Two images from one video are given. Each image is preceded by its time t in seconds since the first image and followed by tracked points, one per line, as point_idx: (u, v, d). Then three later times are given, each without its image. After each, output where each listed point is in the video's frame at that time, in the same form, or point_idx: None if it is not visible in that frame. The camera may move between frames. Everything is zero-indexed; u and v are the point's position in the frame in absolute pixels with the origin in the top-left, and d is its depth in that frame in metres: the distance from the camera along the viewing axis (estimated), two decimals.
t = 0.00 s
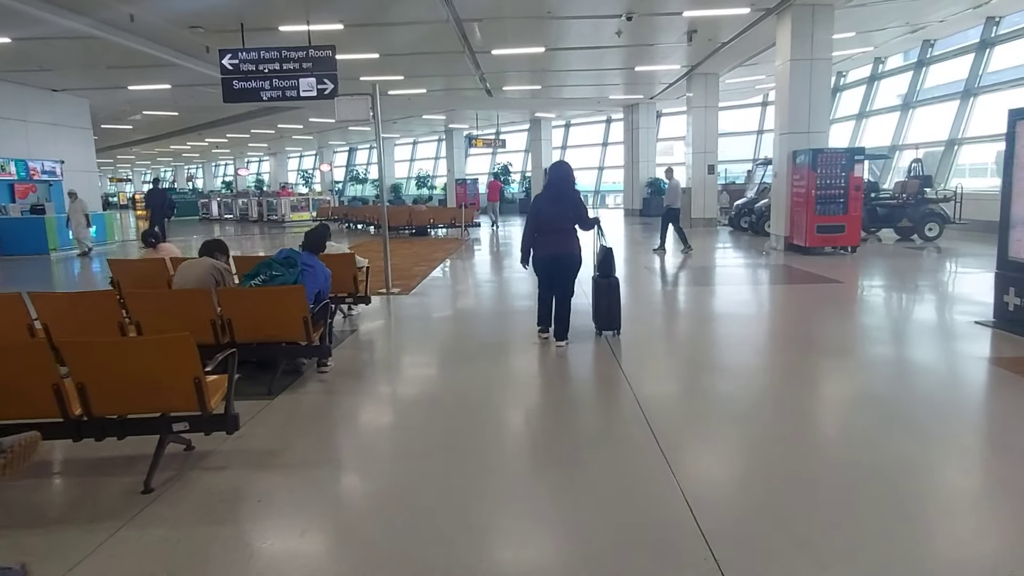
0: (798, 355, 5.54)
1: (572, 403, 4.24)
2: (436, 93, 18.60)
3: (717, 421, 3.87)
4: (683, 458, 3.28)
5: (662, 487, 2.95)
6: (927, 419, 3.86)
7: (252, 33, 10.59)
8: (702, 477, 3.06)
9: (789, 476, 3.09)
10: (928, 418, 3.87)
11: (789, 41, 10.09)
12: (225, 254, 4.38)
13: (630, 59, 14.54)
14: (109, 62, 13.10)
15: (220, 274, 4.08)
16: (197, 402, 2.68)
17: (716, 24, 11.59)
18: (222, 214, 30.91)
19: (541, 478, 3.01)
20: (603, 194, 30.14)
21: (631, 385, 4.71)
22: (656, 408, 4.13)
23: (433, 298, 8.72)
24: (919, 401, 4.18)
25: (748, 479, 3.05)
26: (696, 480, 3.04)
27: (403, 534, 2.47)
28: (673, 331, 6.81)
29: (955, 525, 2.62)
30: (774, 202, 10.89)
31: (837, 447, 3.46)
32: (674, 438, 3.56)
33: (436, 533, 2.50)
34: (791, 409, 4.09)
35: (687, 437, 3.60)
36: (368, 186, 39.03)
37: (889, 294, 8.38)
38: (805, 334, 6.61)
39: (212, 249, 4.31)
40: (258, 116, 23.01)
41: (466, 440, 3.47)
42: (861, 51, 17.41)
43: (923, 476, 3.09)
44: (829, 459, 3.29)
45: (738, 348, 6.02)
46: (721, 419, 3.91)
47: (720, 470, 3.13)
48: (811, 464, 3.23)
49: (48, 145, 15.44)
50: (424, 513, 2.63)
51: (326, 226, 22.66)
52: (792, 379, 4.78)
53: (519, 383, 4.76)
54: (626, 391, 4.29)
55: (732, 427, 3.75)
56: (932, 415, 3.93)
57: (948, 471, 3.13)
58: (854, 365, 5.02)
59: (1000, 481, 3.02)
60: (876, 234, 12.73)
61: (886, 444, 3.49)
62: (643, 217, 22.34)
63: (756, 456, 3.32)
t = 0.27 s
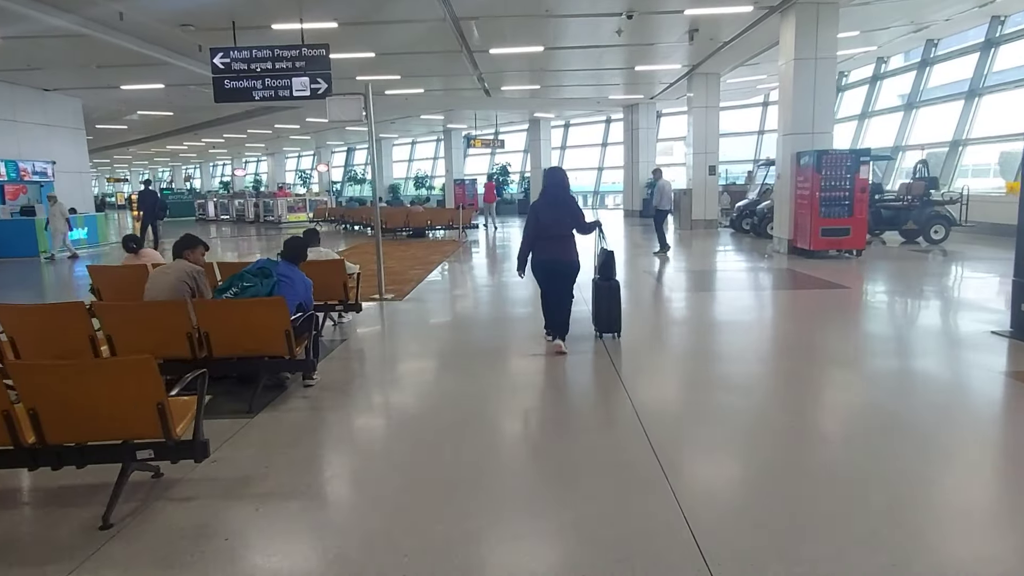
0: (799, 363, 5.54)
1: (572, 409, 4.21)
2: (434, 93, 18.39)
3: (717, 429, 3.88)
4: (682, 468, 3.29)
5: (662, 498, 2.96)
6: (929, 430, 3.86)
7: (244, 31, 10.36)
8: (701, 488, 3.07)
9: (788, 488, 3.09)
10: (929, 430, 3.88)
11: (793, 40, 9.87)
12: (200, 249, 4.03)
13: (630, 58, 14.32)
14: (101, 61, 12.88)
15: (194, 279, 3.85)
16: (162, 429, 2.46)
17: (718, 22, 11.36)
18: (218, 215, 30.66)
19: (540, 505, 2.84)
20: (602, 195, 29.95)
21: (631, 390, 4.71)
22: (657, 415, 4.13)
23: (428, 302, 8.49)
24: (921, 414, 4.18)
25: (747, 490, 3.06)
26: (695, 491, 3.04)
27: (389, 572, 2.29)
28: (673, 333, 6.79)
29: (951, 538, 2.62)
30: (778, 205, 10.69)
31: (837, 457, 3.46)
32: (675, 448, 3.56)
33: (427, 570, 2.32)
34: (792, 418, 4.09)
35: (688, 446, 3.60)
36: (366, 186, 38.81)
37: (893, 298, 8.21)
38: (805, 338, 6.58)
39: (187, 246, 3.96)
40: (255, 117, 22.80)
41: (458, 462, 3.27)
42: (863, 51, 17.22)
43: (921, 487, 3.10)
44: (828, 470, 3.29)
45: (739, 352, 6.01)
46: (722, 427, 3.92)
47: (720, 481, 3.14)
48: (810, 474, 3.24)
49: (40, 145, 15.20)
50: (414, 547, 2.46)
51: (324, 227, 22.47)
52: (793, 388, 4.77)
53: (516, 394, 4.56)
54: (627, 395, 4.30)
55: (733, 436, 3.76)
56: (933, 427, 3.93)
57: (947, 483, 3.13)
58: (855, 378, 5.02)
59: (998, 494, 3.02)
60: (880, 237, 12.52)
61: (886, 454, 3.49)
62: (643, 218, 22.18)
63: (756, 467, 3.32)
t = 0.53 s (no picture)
0: (802, 364, 5.46)
1: (573, 406, 4.11)
2: (432, 90, 18.15)
3: (721, 425, 3.80)
4: (686, 462, 3.20)
5: (663, 491, 2.88)
6: (939, 432, 3.77)
7: (236, 25, 10.12)
8: (704, 481, 2.99)
9: (793, 481, 3.01)
10: (938, 431, 3.79)
11: (798, 34, 9.63)
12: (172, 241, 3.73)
13: (630, 55, 14.08)
14: (91, 57, 12.64)
15: (167, 278, 3.61)
16: (120, 448, 2.23)
17: (722, 17, 11.13)
18: (214, 214, 30.39)
19: (539, 518, 2.63)
20: (602, 194, 29.71)
21: (631, 386, 4.62)
22: (659, 410, 4.05)
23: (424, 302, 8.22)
24: (931, 416, 4.09)
25: (750, 484, 2.99)
26: (698, 484, 2.97)
27: None
28: (673, 330, 6.70)
29: (964, 534, 2.54)
30: (782, 203, 10.45)
31: (845, 453, 3.38)
32: (677, 442, 3.48)
33: None
34: (797, 417, 4.01)
35: (690, 441, 3.52)
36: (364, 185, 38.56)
37: (899, 299, 8.01)
38: (808, 336, 6.48)
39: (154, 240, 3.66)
40: (251, 114, 22.55)
41: (450, 474, 3.03)
42: (867, 48, 16.99)
43: (933, 483, 3.01)
44: (835, 465, 3.21)
45: (742, 351, 5.91)
46: (726, 423, 3.83)
47: (722, 475, 3.07)
48: (817, 469, 3.15)
49: (30, 143, 14.95)
50: (399, 567, 2.24)
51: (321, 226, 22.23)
52: (798, 388, 4.68)
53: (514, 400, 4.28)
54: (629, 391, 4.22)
55: (736, 432, 3.68)
56: (941, 429, 3.85)
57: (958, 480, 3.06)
58: (861, 380, 4.93)
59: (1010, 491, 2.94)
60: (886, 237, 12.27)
61: (896, 452, 3.41)
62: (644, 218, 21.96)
63: (760, 462, 3.24)
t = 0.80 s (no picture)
0: (802, 370, 5.47)
1: (572, 419, 4.09)
2: (428, 89, 17.91)
3: (721, 439, 3.81)
4: (685, 480, 3.23)
5: (663, 511, 2.90)
6: (938, 445, 3.78)
7: (227, 22, 9.88)
8: (703, 500, 3.02)
9: (792, 501, 3.03)
10: (938, 444, 3.80)
11: (802, 33, 9.42)
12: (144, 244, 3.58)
13: (630, 53, 13.86)
14: (81, 55, 12.39)
15: (133, 287, 3.41)
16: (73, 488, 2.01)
17: (723, 15, 10.91)
18: (209, 214, 30.13)
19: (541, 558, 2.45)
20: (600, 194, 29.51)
21: (631, 395, 4.64)
22: (658, 423, 4.07)
23: (419, 307, 8.01)
24: (932, 428, 4.08)
25: (749, 502, 3.01)
26: (697, 503, 2.99)
27: None
28: (673, 334, 6.71)
29: (960, 557, 2.57)
30: (784, 205, 10.26)
31: (844, 471, 3.40)
32: (677, 459, 3.50)
33: None
34: (797, 429, 4.02)
35: (690, 456, 3.54)
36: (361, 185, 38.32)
37: (902, 303, 7.87)
38: (807, 339, 6.48)
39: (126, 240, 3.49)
40: (246, 114, 22.32)
41: (445, 505, 2.85)
42: (868, 47, 16.80)
43: (931, 504, 3.03)
44: (834, 483, 3.23)
45: (742, 356, 5.91)
46: (725, 437, 3.84)
47: (721, 494, 3.09)
48: (816, 488, 3.17)
49: (20, 143, 14.70)
50: None
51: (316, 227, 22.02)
52: (798, 398, 4.68)
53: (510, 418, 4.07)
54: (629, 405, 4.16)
55: (736, 447, 3.69)
56: (942, 441, 3.85)
57: (957, 500, 3.07)
58: (861, 389, 4.93)
59: (1009, 511, 2.95)
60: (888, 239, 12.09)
61: (895, 468, 3.42)
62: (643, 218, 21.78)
63: (759, 480, 3.25)
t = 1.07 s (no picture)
0: (801, 369, 5.41)
1: (568, 419, 4.00)
2: (423, 87, 17.68)
3: (718, 440, 3.72)
4: (682, 478, 3.18)
5: (658, 508, 2.85)
6: (941, 444, 3.71)
7: (213, 16, 9.63)
8: (699, 497, 2.97)
9: (793, 503, 2.94)
10: (940, 443, 3.73)
11: (803, 27, 9.20)
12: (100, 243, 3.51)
13: (627, 50, 13.65)
14: (66, 51, 12.13)
15: (75, 292, 3.21)
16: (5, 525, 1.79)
17: (722, 11, 10.71)
18: (202, 214, 29.87)
19: None
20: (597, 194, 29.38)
21: (628, 394, 4.58)
22: (655, 422, 4.01)
23: (410, 307, 7.78)
24: (934, 427, 4.02)
25: (747, 499, 2.96)
26: (694, 501, 2.94)
27: None
28: (670, 333, 6.65)
29: (973, 567, 2.43)
30: (785, 205, 10.05)
31: (843, 468, 3.34)
32: (674, 457, 3.44)
33: None
34: (796, 429, 3.95)
35: (687, 455, 3.49)
36: (356, 185, 38.08)
37: (903, 303, 7.71)
38: (806, 338, 6.41)
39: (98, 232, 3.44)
40: (238, 112, 22.06)
41: (433, 520, 2.65)
42: (867, 45, 16.63)
43: (933, 501, 2.97)
44: (833, 482, 3.17)
45: (740, 355, 5.85)
46: (723, 436, 3.79)
47: (718, 491, 3.04)
48: (815, 486, 3.11)
49: (5, 141, 14.42)
50: None
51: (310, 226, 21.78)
52: (798, 397, 4.62)
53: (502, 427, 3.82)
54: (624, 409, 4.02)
55: (734, 446, 3.63)
56: (944, 440, 3.79)
57: (959, 497, 3.01)
58: (861, 388, 4.87)
59: (1012, 510, 2.88)
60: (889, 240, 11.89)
61: (896, 466, 3.36)
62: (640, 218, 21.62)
63: (758, 479, 3.19)
